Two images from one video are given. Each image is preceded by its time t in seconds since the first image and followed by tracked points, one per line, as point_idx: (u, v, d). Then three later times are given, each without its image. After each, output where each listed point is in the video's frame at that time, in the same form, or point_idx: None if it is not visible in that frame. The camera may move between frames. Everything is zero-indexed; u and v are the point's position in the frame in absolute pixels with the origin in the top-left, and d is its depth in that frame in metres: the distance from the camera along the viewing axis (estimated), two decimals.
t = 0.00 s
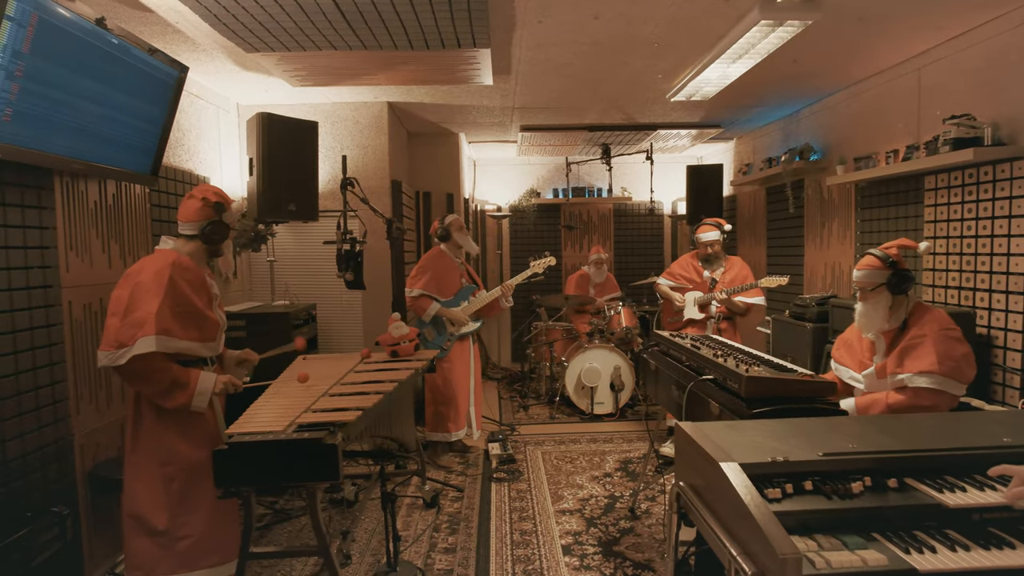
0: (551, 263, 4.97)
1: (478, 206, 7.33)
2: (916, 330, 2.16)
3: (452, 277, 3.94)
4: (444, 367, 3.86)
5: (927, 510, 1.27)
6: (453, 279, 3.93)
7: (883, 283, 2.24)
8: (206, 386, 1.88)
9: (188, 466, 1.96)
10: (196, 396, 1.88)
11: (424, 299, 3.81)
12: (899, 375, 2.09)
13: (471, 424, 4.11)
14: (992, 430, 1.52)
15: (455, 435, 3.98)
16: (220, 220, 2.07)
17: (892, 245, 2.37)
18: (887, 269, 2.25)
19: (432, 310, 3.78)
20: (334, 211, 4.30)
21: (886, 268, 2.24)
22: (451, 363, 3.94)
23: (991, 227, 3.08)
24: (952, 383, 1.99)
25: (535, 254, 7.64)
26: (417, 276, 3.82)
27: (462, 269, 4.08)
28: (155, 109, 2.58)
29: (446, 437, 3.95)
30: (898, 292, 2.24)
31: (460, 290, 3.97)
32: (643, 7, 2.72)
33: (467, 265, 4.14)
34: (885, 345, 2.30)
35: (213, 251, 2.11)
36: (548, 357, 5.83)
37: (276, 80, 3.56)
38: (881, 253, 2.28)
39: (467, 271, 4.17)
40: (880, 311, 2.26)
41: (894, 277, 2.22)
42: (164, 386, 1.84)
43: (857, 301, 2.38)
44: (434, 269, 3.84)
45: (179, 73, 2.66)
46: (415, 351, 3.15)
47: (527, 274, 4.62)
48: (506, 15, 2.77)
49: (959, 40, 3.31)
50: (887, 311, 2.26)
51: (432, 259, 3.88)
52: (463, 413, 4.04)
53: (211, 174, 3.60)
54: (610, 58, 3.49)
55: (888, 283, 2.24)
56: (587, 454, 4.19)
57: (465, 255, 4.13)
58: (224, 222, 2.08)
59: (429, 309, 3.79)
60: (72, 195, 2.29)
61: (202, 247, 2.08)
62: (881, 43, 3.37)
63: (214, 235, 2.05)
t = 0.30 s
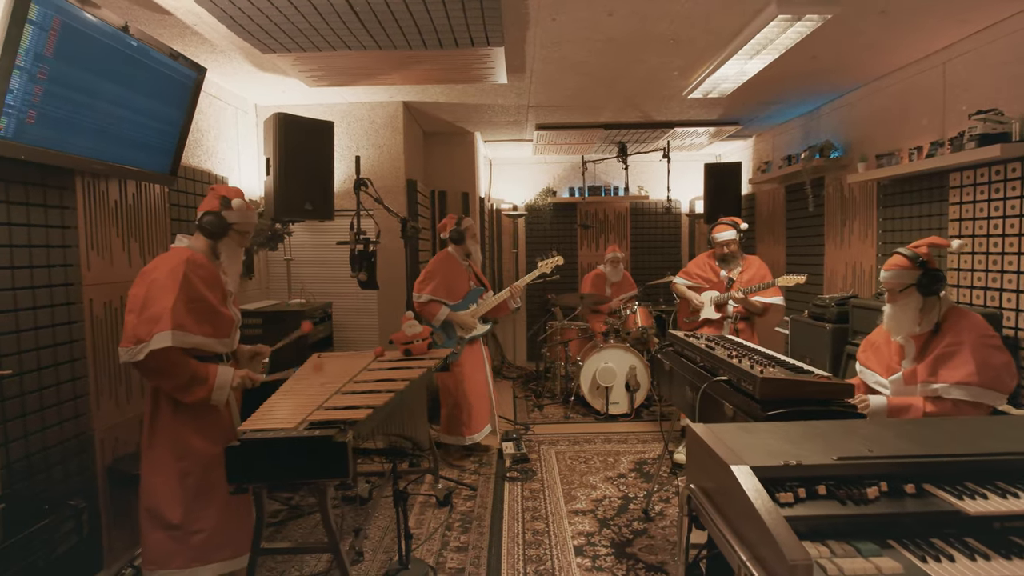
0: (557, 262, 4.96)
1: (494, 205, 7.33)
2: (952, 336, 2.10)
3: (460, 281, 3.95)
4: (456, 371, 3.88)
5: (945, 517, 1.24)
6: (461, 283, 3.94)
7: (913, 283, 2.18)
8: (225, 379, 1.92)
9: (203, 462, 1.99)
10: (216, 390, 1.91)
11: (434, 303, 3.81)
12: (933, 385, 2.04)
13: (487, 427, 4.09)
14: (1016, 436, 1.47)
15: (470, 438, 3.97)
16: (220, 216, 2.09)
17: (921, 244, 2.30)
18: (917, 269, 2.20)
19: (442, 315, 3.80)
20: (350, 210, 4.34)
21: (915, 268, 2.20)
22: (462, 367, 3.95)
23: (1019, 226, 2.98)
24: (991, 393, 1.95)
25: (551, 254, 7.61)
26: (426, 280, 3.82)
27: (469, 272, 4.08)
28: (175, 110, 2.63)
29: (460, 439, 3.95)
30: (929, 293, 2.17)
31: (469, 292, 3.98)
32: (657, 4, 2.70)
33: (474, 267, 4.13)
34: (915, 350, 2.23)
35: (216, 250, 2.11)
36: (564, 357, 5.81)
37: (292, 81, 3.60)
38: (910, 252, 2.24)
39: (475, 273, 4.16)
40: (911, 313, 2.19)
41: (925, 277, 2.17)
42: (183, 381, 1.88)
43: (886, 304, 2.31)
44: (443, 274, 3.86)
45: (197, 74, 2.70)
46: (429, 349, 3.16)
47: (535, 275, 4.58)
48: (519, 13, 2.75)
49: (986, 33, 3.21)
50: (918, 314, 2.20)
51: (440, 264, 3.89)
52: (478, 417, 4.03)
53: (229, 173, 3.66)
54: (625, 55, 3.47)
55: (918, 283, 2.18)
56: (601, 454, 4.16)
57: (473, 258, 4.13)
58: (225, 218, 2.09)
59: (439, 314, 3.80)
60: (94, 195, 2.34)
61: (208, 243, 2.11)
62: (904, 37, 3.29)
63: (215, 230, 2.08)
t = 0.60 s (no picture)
0: (558, 257, 4.84)
1: (504, 204, 7.32)
2: (972, 343, 2.05)
3: (464, 278, 3.92)
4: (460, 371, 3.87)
5: (960, 525, 1.20)
6: (465, 281, 3.91)
7: (932, 285, 2.13)
8: (221, 381, 1.92)
9: (209, 460, 2.00)
10: (211, 390, 1.90)
11: (439, 301, 3.81)
12: (947, 391, 2.00)
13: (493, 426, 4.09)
14: None
15: (474, 437, 3.96)
16: (226, 215, 2.09)
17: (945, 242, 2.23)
18: (937, 271, 2.15)
19: (447, 312, 3.78)
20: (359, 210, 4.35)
21: (935, 270, 2.15)
22: (467, 366, 3.95)
23: None
24: (1007, 403, 1.91)
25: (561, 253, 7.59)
26: (428, 279, 3.83)
27: (473, 268, 4.04)
28: (185, 110, 2.65)
29: (465, 438, 3.95)
30: (950, 297, 2.12)
31: (473, 289, 3.96)
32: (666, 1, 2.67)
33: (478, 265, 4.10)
34: (933, 353, 2.18)
35: (222, 249, 2.13)
36: (573, 357, 5.78)
37: (301, 80, 3.61)
38: (932, 252, 2.18)
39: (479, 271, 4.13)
40: (931, 315, 2.15)
41: (945, 280, 2.11)
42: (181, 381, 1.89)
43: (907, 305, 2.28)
44: (446, 271, 3.84)
45: (207, 74, 2.71)
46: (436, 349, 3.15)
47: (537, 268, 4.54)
48: (528, 11, 2.74)
49: (1005, 28, 3.14)
50: (937, 316, 2.15)
51: (443, 262, 3.87)
52: (484, 415, 4.03)
53: (239, 173, 3.68)
54: (634, 53, 3.44)
55: (939, 286, 2.12)
56: (610, 456, 4.14)
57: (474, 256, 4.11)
58: (230, 218, 2.10)
59: (444, 312, 3.78)
60: (104, 194, 2.36)
61: (215, 243, 2.12)
62: (920, 33, 3.23)
63: (220, 230, 2.08)
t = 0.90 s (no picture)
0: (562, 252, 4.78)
1: (509, 203, 7.29)
2: (978, 342, 2.01)
3: (468, 275, 3.90)
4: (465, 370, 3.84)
5: (971, 531, 1.17)
6: (468, 278, 3.89)
7: (939, 284, 2.11)
8: (204, 365, 1.85)
9: (206, 459, 1.99)
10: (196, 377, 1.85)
11: (442, 301, 3.80)
12: (956, 392, 1.94)
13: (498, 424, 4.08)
14: None
15: (481, 436, 3.93)
16: (226, 214, 2.08)
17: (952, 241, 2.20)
18: (943, 270, 2.12)
19: (452, 312, 3.76)
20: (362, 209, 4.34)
21: (942, 268, 2.12)
22: (472, 365, 3.92)
23: None
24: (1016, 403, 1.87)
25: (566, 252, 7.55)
26: (432, 279, 3.81)
27: (475, 266, 4.03)
28: (187, 108, 2.64)
29: (473, 438, 3.92)
30: (956, 296, 2.09)
31: (477, 288, 3.92)
32: None
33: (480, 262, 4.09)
34: (938, 353, 2.15)
35: (222, 248, 2.13)
36: (577, 357, 5.74)
37: (305, 78, 3.61)
38: (940, 250, 2.13)
39: (482, 268, 4.11)
40: (938, 314, 2.11)
41: (952, 279, 2.09)
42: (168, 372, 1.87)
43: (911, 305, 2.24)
44: (448, 271, 3.82)
45: (209, 72, 2.70)
46: (438, 348, 3.13)
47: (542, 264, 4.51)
48: (531, 6, 2.71)
49: (1016, 23, 3.09)
50: (944, 315, 2.12)
51: (446, 260, 3.86)
52: (489, 413, 4.01)
53: (242, 172, 3.68)
54: (639, 50, 3.41)
55: (946, 284, 2.10)
56: (614, 456, 4.10)
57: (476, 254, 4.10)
58: (230, 217, 2.08)
59: (449, 311, 3.77)
60: (106, 192, 2.36)
61: (215, 243, 2.12)
62: (929, 29, 3.18)
63: (220, 229, 2.07)
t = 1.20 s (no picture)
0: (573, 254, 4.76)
1: (514, 203, 7.25)
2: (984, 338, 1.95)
3: (476, 276, 3.88)
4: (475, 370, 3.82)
5: (987, 540, 1.13)
6: (477, 278, 3.87)
7: (946, 280, 2.04)
8: (201, 384, 1.85)
9: (203, 460, 1.97)
10: (193, 394, 1.85)
11: (450, 300, 3.75)
12: (956, 387, 1.87)
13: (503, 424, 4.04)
14: None
15: (489, 435, 3.93)
16: (228, 217, 2.05)
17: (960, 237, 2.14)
18: (950, 266, 2.05)
19: (459, 311, 3.74)
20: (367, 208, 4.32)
21: (949, 265, 2.05)
22: (481, 363, 3.87)
23: None
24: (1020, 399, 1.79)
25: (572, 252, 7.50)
26: (440, 277, 3.76)
27: (484, 267, 4.01)
28: (189, 106, 2.62)
29: (478, 438, 3.90)
30: (964, 293, 2.03)
31: (485, 287, 3.93)
32: None
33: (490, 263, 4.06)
34: (945, 351, 2.08)
35: (224, 250, 2.11)
36: (583, 357, 5.69)
37: (308, 76, 3.59)
38: (945, 247, 2.08)
39: (490, 270, 4.09)
40: (944, 312, 2.05)
41: (959, 275, 2.02)
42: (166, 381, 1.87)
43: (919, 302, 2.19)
44: (458, 271, 3.78)
45: (211, 70, 2.68)
46: (441, 348, 3.10)
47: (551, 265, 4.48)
48: (535, 2, 2.67)
49: None
50: (952, 313, 2.06)
51: (454, 260, 3.82)
52: (497, 412, 3.99)
53: (246, 171, 3.67)
54: (645, 46, 3.37)
55: (954, 281, 2.04)
56: (619, 458, 4.06)
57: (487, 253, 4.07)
58: (232, 219, 2.05)
59: (456, 310, 3.74)
60: (108, 191, 2.34)
61: (216, 243, 2.10)
62: (941, 24, 3.12)
63: (221, 231, 2.05)
